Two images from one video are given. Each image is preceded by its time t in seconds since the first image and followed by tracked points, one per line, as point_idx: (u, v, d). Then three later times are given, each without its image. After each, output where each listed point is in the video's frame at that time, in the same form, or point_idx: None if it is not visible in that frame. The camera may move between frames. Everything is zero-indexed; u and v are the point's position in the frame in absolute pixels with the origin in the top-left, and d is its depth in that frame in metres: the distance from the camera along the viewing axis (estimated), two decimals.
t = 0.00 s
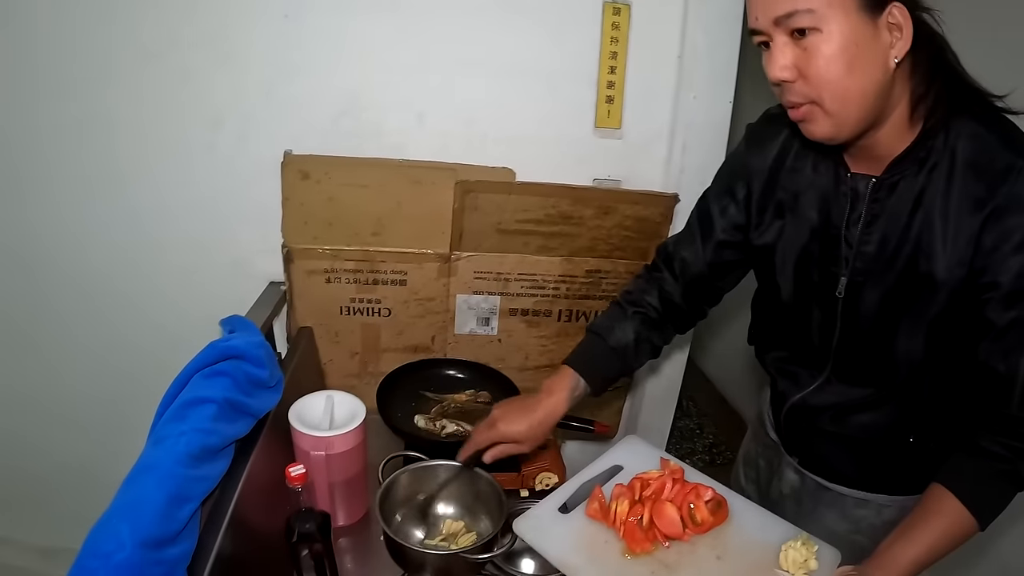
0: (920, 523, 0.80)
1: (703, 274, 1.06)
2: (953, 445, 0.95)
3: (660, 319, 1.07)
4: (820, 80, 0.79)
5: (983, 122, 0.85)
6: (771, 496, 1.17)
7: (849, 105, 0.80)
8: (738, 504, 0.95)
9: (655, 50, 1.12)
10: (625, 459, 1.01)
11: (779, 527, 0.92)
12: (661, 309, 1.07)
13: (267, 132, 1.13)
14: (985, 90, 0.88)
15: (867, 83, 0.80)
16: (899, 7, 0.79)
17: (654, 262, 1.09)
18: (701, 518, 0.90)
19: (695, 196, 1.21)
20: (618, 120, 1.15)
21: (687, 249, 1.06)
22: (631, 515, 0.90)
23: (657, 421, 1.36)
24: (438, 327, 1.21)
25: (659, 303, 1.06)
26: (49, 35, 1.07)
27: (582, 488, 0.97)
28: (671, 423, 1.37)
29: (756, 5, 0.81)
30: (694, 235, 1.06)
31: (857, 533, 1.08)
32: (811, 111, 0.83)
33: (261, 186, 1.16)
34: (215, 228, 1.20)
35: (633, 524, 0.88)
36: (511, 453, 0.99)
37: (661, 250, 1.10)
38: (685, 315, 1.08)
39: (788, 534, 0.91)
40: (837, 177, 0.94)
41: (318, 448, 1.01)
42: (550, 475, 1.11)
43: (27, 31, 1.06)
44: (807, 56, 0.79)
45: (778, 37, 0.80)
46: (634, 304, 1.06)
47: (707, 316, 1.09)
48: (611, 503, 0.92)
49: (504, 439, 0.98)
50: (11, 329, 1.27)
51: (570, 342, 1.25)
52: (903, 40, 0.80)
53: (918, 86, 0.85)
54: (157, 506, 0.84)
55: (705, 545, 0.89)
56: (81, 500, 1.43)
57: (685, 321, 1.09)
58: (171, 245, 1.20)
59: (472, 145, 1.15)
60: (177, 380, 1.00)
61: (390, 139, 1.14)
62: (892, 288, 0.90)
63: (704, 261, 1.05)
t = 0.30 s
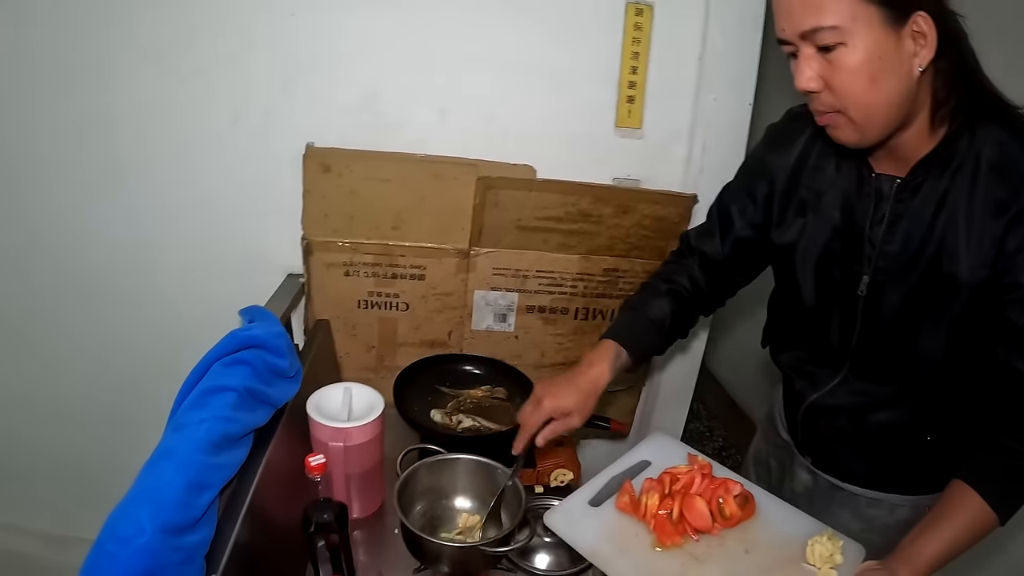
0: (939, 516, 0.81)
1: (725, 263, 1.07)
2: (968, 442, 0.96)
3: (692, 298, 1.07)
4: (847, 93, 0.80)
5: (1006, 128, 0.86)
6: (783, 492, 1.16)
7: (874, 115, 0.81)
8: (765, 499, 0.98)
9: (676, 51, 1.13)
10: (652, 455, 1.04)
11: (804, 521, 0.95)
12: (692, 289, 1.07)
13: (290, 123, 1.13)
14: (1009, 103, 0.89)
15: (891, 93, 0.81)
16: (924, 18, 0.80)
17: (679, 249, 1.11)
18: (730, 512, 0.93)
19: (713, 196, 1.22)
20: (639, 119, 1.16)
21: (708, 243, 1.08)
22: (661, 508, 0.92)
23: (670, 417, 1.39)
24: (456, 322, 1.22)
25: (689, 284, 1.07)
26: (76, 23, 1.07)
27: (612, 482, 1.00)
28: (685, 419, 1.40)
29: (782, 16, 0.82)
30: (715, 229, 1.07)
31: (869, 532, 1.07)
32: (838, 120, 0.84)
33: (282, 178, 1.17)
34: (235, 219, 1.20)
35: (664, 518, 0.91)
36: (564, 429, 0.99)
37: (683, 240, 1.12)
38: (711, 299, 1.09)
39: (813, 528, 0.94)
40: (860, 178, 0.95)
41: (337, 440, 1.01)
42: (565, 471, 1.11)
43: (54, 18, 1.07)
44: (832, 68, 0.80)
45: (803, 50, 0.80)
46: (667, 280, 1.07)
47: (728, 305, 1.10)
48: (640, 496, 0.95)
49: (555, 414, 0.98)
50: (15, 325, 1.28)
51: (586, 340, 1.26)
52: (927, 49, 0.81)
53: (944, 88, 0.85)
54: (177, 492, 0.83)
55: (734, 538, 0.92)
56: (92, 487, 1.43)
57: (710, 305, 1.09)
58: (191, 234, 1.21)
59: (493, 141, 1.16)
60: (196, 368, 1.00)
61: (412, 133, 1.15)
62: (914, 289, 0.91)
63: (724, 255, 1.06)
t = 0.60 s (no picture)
0: (953, 522, 0.82)
1: (744, 271, 1.07)
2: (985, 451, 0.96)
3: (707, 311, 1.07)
4: (865, 99, 0.80)
5: None
6: (796, 499, 1.17)
7: (892, 121, 0.82)
8: (778, 505, 0.99)
9: (693, 55, 1.13)
10: (665, 461, 1.05)
11: (817, 527, 0.96)
12: (709, 301, 1.07)
13: (311, 121, 1.14)
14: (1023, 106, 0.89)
15: (909, 99, 0.81)
16: (941, 25, 0.80)
17: (698, 260, 1.11)
18: (743, 519, 0.93)
19: (728, 199, 1.23)
20: (655, 123, 1.17)
21: (727, 250, 1.08)
22: (674, 515, 0.93)
23: (681, 423, 1.39)
24: (471, 322, 1.23)
25: (706, 296, 1.07)
26: (98, 19, 1.08)
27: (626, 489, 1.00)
28: (695, 426, 1.40)
29: (800, 22, 0.82)
30: (734, 237, 1.07)
31: (881, 539, 1.08)
32: (856, 126, 0.84)
33: (300, 176, 1.18)
34: (252, 216, 1.20)
35: (677, 525, 0.92)
36: (554, 427, 0.99)
37: (703, 250, 1.12)
38: (728, 311, 1.09)
39: (827, 534, 0.95)
40: (877, 183, 0.96)
41: (353, 437, 1.01)
42: (579, 472, 1.10)
43: (76, 14, 1.07)
44: (850, 74, 0.80)
45: (821, 56, 0.81)
46: (683, 294, 1.07)
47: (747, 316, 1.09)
48: (654, 504, 0.95)
49: (550, 409, 0.99)
50: (34, 313, 1.28)
51: (600, 341, 1.27)
52: (944, 55, 0.81)
53: (959, 94, 0.85)
54: (196, 485, 0.84)
55: (748, 545, 0.93)
56: (106, 482, 1.44)
57: (728, 317, 1.09)
58: (208, 231, 1.21)
59: (511, 142, 1.17)
60: (214, 363, 1.01)
61: (431, 133, 1.15)
62: (929, 294, 0.92)
63: (743, 263, 1.07)
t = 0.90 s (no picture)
0: (944, 529, 0.83)
1: (738, 283, 1.07)
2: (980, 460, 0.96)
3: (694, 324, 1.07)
4: (858, 105, 0.80)
5: (1019, 143, 0.86)
6: (790, 506, 1.18)
7: (886, 128, 0.82)
8: (766, 510, 0.99)
9: (688, 60, 1.13)
10: (654, 464, 1.05)
11: (806, 533, 0.96)
12: (697, 315, 1.07)
13: (307, 126, 1.14)
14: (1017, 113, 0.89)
15: (904, 106, 0.81)
16: (937, 31, 0.80)
17: (690, 269, 1.11)
18: (730, 524, 0.94)
19: (723, 205, 1.23)
20: (649, 128, 1.17)
21: (722, 259, 1.08)
22: (661, 519, 0.93)
23: (676, 428, 1.40)
24: (466, 326, 1.23)
25: (694, 309, 1.07)
26: (96, 22, 1.08)
27: (614, 492, 1.01)
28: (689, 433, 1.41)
29: (795, 29, 0.82)
30: (728, 246, 1.07)
31: (876, 547, 1.09)
32: (850, 133, 0.84)
33: (296, 181, 1.18)
34: (249, 219, 1.21)
35: (663, 529, 0.92)
36: (537, 443, 1.00)
37: (695, 260, 1.11)
38: (719, 323, 1.09)
39: (814, 541, 0.95)
40: (872, 192, 0.96)
41: (347, 442, 1.02)
42: (573, 476, 1.11)
43: (74, 16, 1.08)
44: (844, 80, 0.80)
45: (815, 61, 0.81)
46: (670, 308, 1.07)
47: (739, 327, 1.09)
48: (641, 507, 0.96)
49: (531, 427, 1.00)
50: (31, 317, 1.28)
51: (594, 346, 1.27)
52: (940, 62, 0.81)
53: (954, 102, 0.85)
54: (190, 491, 0.84)
55: (734, 549, 0.93)
56: (104, 481, 1.45)
57: (718, 329, 1.09)
58: (206, 233, 1.22)
59: (505, 147, 1.17)
60: (209, 369, 1.01)
61: (426, 139, 1.15)
62: (924, 304, 0.92)
63: (738, 271, 1.06)
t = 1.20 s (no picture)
0: (942, 535, 0.82)
1: (736, 274, 1.08)
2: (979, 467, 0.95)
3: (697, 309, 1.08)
4: (860, 110, 0.80)
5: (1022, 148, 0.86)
6: (787, 513, 1.18)
7: (888, 132, 0.81)
8: (762, 519, 0.99)
9: (683, 61, 1.13)
10: (650, 474, 1.05)
11: (804, 541, 0.97)
12: (699, 301, 1.08)
13: (303, 128, 1.14)
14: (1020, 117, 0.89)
15: (907, 111, 0.80)
16: (942, 34, 0.79)
17: (687, 260, 1.11)
18: (727, 534, 0.94)
19: (719, 206, 1.23)
20: (644, 129, 1.17)
21: (716, 254, 1.08)
22: (657, 530, 0.93)
23: (671, 426, 1.41)
24: (461, 327, 1.23)
25: (697, 295, 1.07)
26: (93, 22, 1.08)
27: (609, 502, 1.01)
28: (685, 429, 1.42)
29: (797, 30, 0.82)
30: (723, 242, 1.08)
31: (875, 552, 1.09)
32: (851, 137, 0.84)
33: (291, 182, 1.18)
34: (245, 220, 1.21)
35: (659, 540, 0.92)
36: (555, 422, 1.00)
37: (692, 251, 1.12)
38: (717, 311, 1.10)
39: (813, 549, 0.96)
40: (874, 195, 0.96)
41: (341, 443, 1.01)
42: (568, 477, 1.11)
43: (71, 16, 1.08)
44: (846, 83, 0.80)
45: (817, 64, 0.81)
46: (674, 291, 1.07)
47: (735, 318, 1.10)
48: (637, 517, 0.95)
49: (549, 406, 0.99)
50: (28, 317, 1.29)
51: (590, 347, 1.27)
52: (944, 66, 0.80)
53: (958, 104, 0.84)
54: (183, 493, 0.84)
55: (731, 559, 0.93)
56: (102, 480, 1.45)
57: (716, 317, 1.10)
58: (202, 234, 1.22)
59: (501, 148, 1.17)
60: (204, 370, 1.01)
61: (422, 140, 1.16)
62: (926, 308, 0.91)
63: (732, 268, 1.07)
